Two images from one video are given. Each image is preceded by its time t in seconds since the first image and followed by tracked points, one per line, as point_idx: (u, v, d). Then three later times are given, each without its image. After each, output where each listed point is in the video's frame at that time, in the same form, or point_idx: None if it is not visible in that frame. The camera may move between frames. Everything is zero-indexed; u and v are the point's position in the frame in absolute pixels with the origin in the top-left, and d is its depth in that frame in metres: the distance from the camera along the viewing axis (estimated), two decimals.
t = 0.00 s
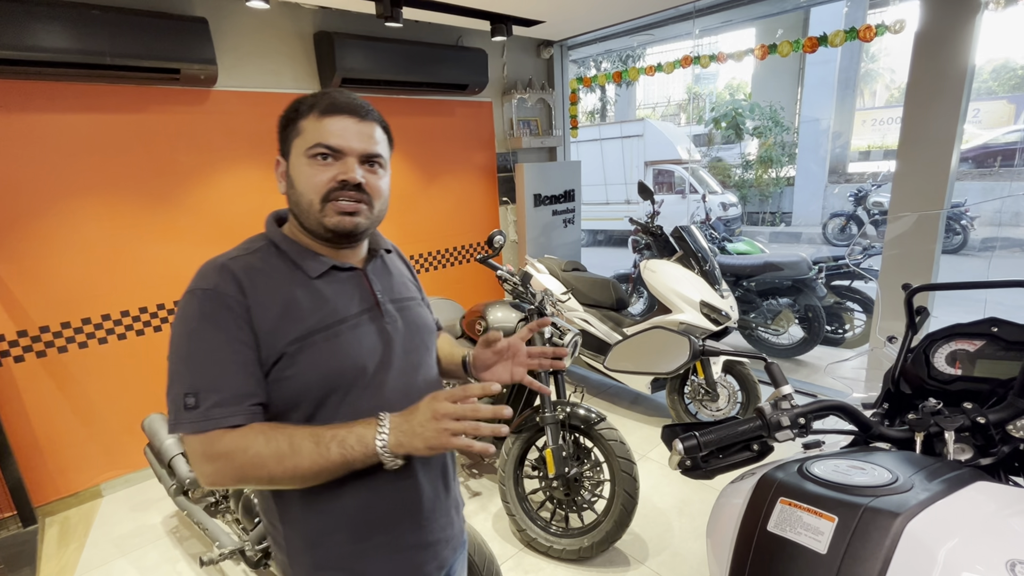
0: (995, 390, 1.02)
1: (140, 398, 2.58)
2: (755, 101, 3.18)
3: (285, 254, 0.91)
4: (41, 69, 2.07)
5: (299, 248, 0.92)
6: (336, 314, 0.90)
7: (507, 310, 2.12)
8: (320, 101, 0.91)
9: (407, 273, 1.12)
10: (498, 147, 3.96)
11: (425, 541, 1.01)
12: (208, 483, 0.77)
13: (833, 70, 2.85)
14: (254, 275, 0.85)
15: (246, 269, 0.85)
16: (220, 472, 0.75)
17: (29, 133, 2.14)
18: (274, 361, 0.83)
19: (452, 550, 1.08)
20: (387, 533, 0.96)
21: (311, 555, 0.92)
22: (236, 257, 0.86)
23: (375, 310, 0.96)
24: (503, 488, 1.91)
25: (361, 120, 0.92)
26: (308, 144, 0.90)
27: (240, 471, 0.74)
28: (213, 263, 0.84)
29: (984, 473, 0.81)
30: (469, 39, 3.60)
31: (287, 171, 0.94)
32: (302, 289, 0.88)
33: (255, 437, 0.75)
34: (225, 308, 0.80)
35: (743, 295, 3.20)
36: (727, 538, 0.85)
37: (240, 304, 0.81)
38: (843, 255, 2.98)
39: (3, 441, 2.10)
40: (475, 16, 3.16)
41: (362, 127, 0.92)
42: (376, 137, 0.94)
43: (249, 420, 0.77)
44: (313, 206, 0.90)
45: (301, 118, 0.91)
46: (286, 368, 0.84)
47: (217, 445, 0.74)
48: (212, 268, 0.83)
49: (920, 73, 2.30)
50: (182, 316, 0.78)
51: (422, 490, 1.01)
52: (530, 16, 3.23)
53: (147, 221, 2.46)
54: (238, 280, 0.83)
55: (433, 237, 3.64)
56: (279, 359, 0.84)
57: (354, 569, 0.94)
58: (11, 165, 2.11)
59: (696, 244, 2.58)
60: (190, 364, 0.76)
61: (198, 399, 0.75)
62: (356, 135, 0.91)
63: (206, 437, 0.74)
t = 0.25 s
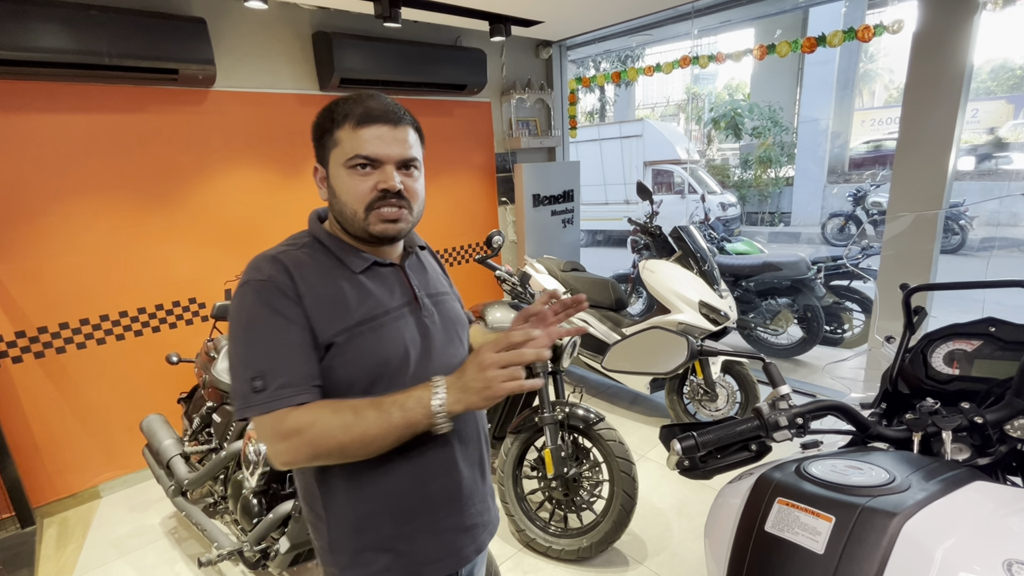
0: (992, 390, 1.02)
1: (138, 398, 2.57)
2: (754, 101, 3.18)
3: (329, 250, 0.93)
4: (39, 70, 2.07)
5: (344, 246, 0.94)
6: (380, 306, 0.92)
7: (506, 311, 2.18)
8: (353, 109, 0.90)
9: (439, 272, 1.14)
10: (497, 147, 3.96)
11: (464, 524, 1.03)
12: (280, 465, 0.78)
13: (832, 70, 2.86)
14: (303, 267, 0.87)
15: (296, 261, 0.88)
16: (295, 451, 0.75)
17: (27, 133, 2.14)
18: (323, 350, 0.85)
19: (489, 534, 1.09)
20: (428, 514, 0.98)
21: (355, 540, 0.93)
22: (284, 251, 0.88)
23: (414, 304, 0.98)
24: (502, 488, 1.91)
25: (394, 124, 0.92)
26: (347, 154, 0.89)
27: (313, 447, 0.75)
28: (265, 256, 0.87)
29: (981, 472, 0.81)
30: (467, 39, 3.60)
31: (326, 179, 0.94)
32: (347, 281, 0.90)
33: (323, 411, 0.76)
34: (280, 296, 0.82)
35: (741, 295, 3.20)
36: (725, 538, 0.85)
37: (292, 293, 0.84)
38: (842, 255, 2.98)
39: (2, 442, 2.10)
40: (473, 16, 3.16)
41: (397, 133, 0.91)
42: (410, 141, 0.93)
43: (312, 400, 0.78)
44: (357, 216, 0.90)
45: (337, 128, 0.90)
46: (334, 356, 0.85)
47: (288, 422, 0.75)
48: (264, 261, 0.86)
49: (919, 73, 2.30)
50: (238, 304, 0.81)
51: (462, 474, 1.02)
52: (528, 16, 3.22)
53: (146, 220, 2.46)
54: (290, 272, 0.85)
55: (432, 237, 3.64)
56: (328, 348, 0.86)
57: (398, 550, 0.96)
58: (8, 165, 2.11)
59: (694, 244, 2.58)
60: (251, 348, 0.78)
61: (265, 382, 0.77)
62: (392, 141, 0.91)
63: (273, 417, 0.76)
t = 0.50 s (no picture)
0: (991, 391, 1.02)
1: (137, 399, 2.57)
2: (753, 102, 3.18)
3: (347, 249, 0.94)
4: (39, 71, 2.07)
5: (360, 242, 0.94)
6: (399, 306, 0.93)
7: (506, 312, 2.24)
8: (368, 102, 0.91)
9: (457, 272, 1.15)
10: (497, 148, 3.96)
11: (478, 523, 1.03)
12: (301, 462, 0.79)
13: (832, 71, 2.86)
14: (326, 267, 0.88)
15: (318, 261, 0.88)
16: (318, 449, 0.77)
17: (27, 134, 2.14)
18: (344, 349, 0.86)
19: (501, 532, 1.09)
20: (441, 513, 0.98)
21: (369, 536, 0.94)
22: (307, 251, 0.89)
23: (431, 305, 0.98)
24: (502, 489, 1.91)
25: (408, 118, 0.92)
26: (359, 146, 0.90)
27: (337, 448, 0.76)
28: (288, 256, 0.88)
29: (980, 473, 0.81)
30: (467, 40, 3.60)
31: (340, 172, 0.95)
32: (368, 281, 0.91)
33: (351, 417, 0.78)
34: (303, 295, 0.83)
35: (741, 295, 3.21)
36: (723, 539, 0.85)
37: (314, 293, 0.84)
38: (842, 255, 2.98)
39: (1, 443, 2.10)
40: (473, 17, 3.16)
41: (409, 126, 0.91)
42: (424, 135, 0.94)
43: (335, 403, 0.79)
44: (367, 207, 0.91)
45: (350, 121, 0.91)
46: (357, 355, 0.87)
47: (316, 422, 0.77)
48: (288, 261, 0.87)
49: (918, 73, 2.30)
50: (262, 302, 0.82)
51: (476, 474, 1.02)
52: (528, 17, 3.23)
53: (146, 221, 2.46)
54: (312, 272, 0.86)
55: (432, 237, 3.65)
56: (349, 347, 0.87)
57: (412, 546, 0.96)
58: (7, 167, 2.11)
59: (694, 245, 2.58)
60: (274, 346, 0.79)
61: (293, 380, 0.78)
62: (405, 134, 0.91)
63: (297, 416, 0.77)
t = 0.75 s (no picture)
0: (989, 390, 1.02)
1: (137, 400, 2.57)
2: (752, 102, 3.19)
3: (364, 252, 0.93)
4: (36, 72, 2.07)
5: (378, 248, 0.94)
6: (413, 309, 0.92)
7: (504, 311, 2.25)
8: (396, 110, 0.91)
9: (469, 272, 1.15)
10: (496, 148, 3.95)
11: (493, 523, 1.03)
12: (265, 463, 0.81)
13: (830, 71, 2.86)
14: (338, 270, 0.87)
15: (328, 263, 0.87)
16: (277, 460, 0.78)
17: (24, 135, 2.14)
18: (356, 353, 0.86)
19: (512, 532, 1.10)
20: (456, 513, 0.98)
21: (383, 536, 0.94)
22: (318, 253, 0.88)
23: (445, 306, 0.98)
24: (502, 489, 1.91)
25: (435, 128, 0.92)
26: (386, 154, 0.90)
27: (293, 465, 0.77)
28: (297, 258, 0.87)
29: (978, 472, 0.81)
30: (465, 40, 3.60)
31: (365, 178, 0.95)
32: (380, 285, 0.91)
33: (312, 439, 0.77)
34: (314, 300, 0.82)
35: (740, 295, 3.21)
36: (723, 538, 0.85)
37: (326, 297, 0.84)
38: (840, 255, 2.99)
39: None
40: (471, 17, 3.16)
41: (438, 138, 0.92)
42: (450, 145, 0.94)
43: (315, 417, 0.79)
44: (391, 216, 0.91)
45: (377, 128, 0.91)
46: (366, 357, 0.87)
47: (279, 436, 0.78)
48: (296, 264, 0.86)
49: (916, 73, 2.30)
50: (269, 306, 0.81)
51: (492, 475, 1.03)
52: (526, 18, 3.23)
53: (144, 222, 2.46)
54: (322, 275, 0.85)
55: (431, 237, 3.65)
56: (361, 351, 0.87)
57: (425, 547, 0.96)
58: (4, 168, 2.11)
59: (693, 245, 2.58)
60: (276, 353, 0.79)
61: (272, 389, 0.79)
62: (432, 144, 0.91)
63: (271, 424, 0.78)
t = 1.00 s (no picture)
0: (987, 390, 1.02)
1: (135, 401, 2.56)
2: (751, 102, 3.19)
3: (364, 252, 0.93)
4: (35, 72, 2.07)
5: (378, 248, 0.94)
6: (414, 309, 0.93)
7: (504, 311, 2.25)
8: (394, 110, 0.91)
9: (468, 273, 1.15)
10: (495, 148, 3.95)
11: (496, 523, 1.03)
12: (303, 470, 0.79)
13: (829, 71, 2.86)
14: (339, 270, 0.88)
15: (330, 264, 0.88)
16: (322, 457, 0.77)
17: (23, 135, 2.14)
18: (360, 353, 0.86)
19: (517, 533, 1.09)
20: (461, 514, 0.98)
21: (389, 537, 0.94)
22: (319, 254, 0.88)
23: (445, 306, 0.98)
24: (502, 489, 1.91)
25: (433, 127, 0.92)
26: (384, 154, 0.90)
27: (340, 453, 0.76)
28: (297, 259, 0.87)
29: (977, 471, 0.81)
30: (465, 40, 3.60)
31: (363, 178, 0.95)
32: (381, 285, 0.91)
33: (351, 420, 0.77)
34: (315, 301, 0.82)
35: (739, 295, 3.21)
36: (723, 537, 0.85)
37: (328, 297, 0.84)
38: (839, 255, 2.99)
39: None
40: (471, 17, 3.17)
41: (437, 136, 0.92)
42: (448, 144, 0.94)
43: (343, 408, 0.80)
44: (390, 216, 0.91)
45: (375, 128, 0.91)
46: (372, 357, 0.87)
47: (318, 430, 0.77)
48: (297, 265, 0.86)
49: (915, 73, 2.30)
50: (270, 308, 0.81)
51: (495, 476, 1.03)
52: (526, 18, 3.23)
53: (144, 222, 2.46)
54: (324, 276, 0.85)
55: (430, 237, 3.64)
56: (365, 350, 0.87)
57: (431, 548, 0.96)
58: (3, 168, 2.11)
59: (692, 245, 2.58)
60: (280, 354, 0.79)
61: (296, 388, 0.78)
62: (430, 143, 0.91)
63: (304, 422, 0.77)
